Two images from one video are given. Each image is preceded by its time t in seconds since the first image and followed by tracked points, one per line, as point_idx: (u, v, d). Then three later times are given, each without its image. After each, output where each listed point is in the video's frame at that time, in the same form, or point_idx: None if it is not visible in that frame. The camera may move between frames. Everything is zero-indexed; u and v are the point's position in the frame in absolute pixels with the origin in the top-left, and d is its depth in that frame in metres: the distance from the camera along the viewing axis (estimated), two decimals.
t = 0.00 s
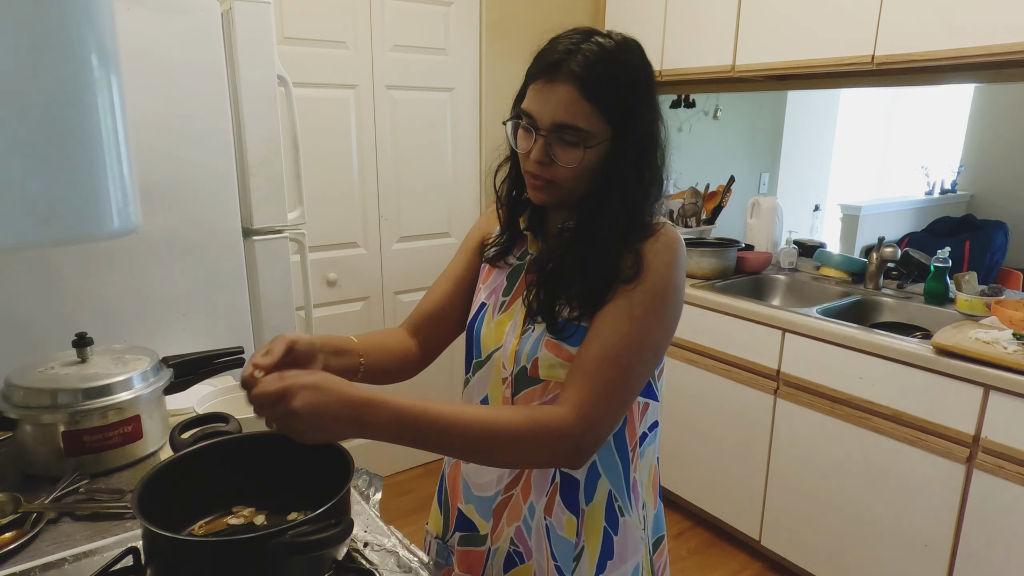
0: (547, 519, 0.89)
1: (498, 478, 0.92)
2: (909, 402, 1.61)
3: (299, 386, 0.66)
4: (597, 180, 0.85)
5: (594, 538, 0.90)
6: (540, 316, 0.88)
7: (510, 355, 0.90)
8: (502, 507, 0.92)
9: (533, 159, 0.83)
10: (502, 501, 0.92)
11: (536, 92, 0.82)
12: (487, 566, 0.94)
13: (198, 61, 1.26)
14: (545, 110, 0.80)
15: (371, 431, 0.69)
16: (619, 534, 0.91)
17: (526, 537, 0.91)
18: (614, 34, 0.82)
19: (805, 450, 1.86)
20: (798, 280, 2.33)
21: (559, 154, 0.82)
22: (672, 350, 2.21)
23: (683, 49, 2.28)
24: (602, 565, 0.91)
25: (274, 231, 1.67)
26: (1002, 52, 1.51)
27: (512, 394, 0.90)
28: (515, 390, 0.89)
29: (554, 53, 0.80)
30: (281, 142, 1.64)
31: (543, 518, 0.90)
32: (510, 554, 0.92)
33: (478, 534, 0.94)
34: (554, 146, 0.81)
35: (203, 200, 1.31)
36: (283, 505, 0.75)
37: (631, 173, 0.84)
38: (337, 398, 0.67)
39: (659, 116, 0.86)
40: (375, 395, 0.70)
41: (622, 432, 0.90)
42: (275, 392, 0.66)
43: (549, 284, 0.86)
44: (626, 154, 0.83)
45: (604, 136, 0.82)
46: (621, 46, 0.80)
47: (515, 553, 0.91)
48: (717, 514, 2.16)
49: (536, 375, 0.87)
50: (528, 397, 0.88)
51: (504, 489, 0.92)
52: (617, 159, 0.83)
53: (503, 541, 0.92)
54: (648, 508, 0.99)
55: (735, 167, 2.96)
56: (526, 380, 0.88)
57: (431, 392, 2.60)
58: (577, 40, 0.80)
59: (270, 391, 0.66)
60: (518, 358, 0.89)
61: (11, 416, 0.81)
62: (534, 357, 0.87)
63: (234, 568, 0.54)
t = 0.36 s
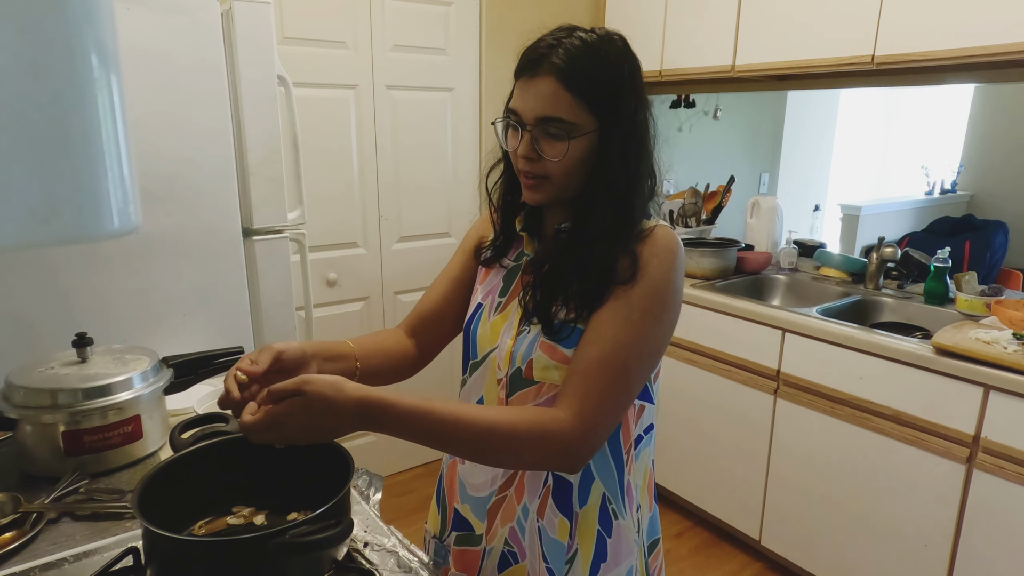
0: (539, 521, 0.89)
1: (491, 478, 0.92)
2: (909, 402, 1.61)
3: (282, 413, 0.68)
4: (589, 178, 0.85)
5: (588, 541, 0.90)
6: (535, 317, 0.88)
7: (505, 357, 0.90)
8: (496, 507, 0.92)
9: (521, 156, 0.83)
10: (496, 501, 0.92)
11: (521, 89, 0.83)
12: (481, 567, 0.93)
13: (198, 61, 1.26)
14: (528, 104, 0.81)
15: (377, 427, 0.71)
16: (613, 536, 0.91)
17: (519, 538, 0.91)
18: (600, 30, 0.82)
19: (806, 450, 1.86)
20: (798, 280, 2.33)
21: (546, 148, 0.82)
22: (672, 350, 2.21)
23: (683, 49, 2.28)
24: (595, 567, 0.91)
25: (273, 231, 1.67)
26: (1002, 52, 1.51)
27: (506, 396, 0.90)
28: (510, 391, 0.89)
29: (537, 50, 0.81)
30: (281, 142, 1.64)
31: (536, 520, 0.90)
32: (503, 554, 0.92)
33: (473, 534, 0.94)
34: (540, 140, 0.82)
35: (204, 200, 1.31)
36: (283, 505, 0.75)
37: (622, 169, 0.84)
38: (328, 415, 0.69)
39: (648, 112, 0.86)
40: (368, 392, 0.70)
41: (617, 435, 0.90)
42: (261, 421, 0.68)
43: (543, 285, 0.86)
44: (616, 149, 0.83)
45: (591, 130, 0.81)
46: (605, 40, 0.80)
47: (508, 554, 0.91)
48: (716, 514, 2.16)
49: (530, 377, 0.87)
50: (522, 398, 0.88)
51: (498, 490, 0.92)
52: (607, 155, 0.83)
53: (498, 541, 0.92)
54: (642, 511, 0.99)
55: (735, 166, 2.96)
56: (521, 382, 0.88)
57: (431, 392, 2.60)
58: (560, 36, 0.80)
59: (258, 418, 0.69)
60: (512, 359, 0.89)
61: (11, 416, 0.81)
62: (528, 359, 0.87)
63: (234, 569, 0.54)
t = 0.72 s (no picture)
0: (541, 524, 0.90)
1: (494, 479, 0.92)
2: (909, 402, 1.61)
3: (296, 380, 0.71)
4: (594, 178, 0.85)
5: (591, 542, 0.90)
6: (537, 319, 0.87)
7: (506, 358, 0.89)
8: (498, 509, 0.92)
9: (527, 147, 0.82)
10: (498, 502, 0.92)
11: (534, 81, 0.82)
12: (479, 567, 0.94)
13: (198, 61, 1.26)
14: (541, 96, 0.80)
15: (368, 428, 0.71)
16: (616, 537, 0.91)
17: (520, 539, 0.91)
18: (613, 32, 0.83)
19: (806, 450, 1.86)
20: (798, 280, 2.33)
21: (554, 141, 0.81)
22: (672, 350, 2.22)
23: (683, 49, 2.28)
24: (599, 569, 0.91)
25: (273, 231, 1.67)
26: (1002, 52, 1.51)
27: (508, 397, 0.90)
28: (511, 392, 0.89)
29: (551, 44, 0.81)
30: (280, 143, 1.64)
31: (538, 523, 0.90)
32: (504, 555, 0.92)
33: (472, 534, 0.94)
34: (549, 132, 0.81)
35: (204, 200, 1.31)
36: (283, 505, 0.75)
37: (629, 171, 0.84)
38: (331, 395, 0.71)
39: (655, 117, 0.86)
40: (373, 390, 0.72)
41: (620, 436, 0.90)
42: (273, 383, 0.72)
43: (545, 287, 0.86)
44: (624, 150, 0.83)
45: (600, 128, 0.82)
46: (619, 42, 0.81)
47: (508, 555, 0.92)
48: (716, 514, 2.16)
49: (532, 379, 0.87)
50: (524, 400, 0.88)
51: (500, 491, 0.92)
52: (615, 157, 0.83)
53: (498, 542, 0.92)
54: (645, 511, 0.99)
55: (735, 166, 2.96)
56: (523, 384, 0.88)
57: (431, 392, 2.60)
58: (576, 33, 0.81)
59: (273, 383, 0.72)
60: (514, 362, 0.89)
61: (11, 416, 0.81)
62: (530, 362, 0.87)
63: (234, 569, 0.54)
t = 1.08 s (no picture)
0: (545, 522, 0.90)
1: (496, 478, 0.92)
2: (909, 403, 1.61)
3: (310, 373, 0.71)
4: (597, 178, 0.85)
5: (594, 540, 0.90)
6: (540, 319, 0.87)
7: (510, 358, 0.89)
8: (500, 508, 0.92)
9: (530, 148, 0.82)
10: (500, 502, 0.92)
11: (537, 81, 0.82)
12: (481, 567, 0.94)
13: (198, 61, 1.26)
14: (544, 97, 0.80)
15: (377, 422, 0.72)
16: (619, 535, 0.91)
17: (523, 538, 0.91)
18: (616, 32, 0.83)
19: (805, 450, 1.86)
20: (797, 280, 2.33)
21: (558, 142, 0.81)
22: (672, 350, 2.21)
23: (683, 49, 2.28)
24: (602, 566, 0.91)
25: (273, 231, 1.66)
26: (1002, 52, 1.51)
27: (512, 397, 0.90)
28: (515, 392, 0.89)
29: (555, 45, 0.81)
30: (281, 143, 1.64)
31: (541, 521, 0.90)
32: (506, 554, 0.92)
33: (473, 534, 0.94)
34: (553, 134, 0.81)
35: (203, 200, 1.31)
36: (283, 505, 0.75)
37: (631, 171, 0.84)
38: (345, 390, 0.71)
39: (657, 118, 0.87)
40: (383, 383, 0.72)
41: (622, 434, 0.90)
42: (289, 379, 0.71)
43: (549, 287, 0.86)
44: (629, 151, 0.83)
45: (604, 129, 0.82)
46: (622, 43, 0.81)
47: (511, 554, 0.92)
48: (716, 514, 2.16)
49: (536, 379, 0.87)
50: (528, 400, 0.88)
51: (503, 490, 0.92)
52: (618, 157, 0.84)
53: (500, 541, 0.92)
54: (648, 509, 0.99)
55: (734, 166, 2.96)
56: (527, 384, 0.88)
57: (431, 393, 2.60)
58: (580, 34, 0.81)
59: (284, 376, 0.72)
60: (518, 361, 0.89)
61: (11, 416, 0.81)
62: (535, 361, 0.87)
63: (234, 569, 0.54)
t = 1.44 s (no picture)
0: (546, 519, 0.89)
1: (496, 478, 0.92)
2: (909, 403, 1.61)
3: (304, 373, 0.71)
4: (599, 176, 0.85)
5: (595, 538, 0.91)
6: (540, 317, 0.87)
7: (509, 356, 0.90)
8: (501, 506, 0.92)
9: (535, 148, 0.82)
10: (501, 500, 0.92)
11: (537, 80, 0.82)
12: (484, 566, 0.93)
13: (198, 62, 1.26)
14: (548, 95, 0.80)
15: (383, 422, 0.72)
16: (619, 534, 0.92)
17: (525, 535, 0.90)
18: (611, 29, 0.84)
19: (805, 450, 1.86)
20: (798, 280, 2.33)
21: (564, 139, 0.81)
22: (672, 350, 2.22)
23: (683, 49, 2.28)
24: (602, 565, 0.91)
25: (273, 231, 1.67)
26: (1002, 52, 1.51)
27: (511, 396, 0.90)
28: (515, 391, 0.89)
29: (552, 43, 0.81)
30: (280, 143, 1.64)
31: (542, 518, 0.90)
32: (508, 552, 0.92)
33: (475, 533, 0.94)
34: (558, 131, 0.80)
35: (204, 200, 1.31)
36: (283, 505, 0.75)
37: (633, 167, 0.84)
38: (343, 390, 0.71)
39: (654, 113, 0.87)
40: (381, 382, 0.72)
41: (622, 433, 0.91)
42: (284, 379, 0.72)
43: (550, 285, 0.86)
44: (630, 146, 0.83)
45: (607, 125, 0.82)
46: (619, 39, 0.82)
47: (513, 552, 0.91)
48: (716, 514, 2.16)
49: (535, 377, 0.87)
50: (528, 399, 0.88)
51: (503, 489, 0.92)
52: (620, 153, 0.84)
53: (502, 539, 0.92)
54: (648, 508, 1.00)
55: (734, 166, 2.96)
56: (526, 382, 0.88)
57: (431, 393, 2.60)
58: (575, 31, 0.81)
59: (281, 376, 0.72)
60: (517, 359, 0.89)
61: (11, 416, 0.81)
62: (534, 359, 0.87)
63: (234, 568, 0.55)
